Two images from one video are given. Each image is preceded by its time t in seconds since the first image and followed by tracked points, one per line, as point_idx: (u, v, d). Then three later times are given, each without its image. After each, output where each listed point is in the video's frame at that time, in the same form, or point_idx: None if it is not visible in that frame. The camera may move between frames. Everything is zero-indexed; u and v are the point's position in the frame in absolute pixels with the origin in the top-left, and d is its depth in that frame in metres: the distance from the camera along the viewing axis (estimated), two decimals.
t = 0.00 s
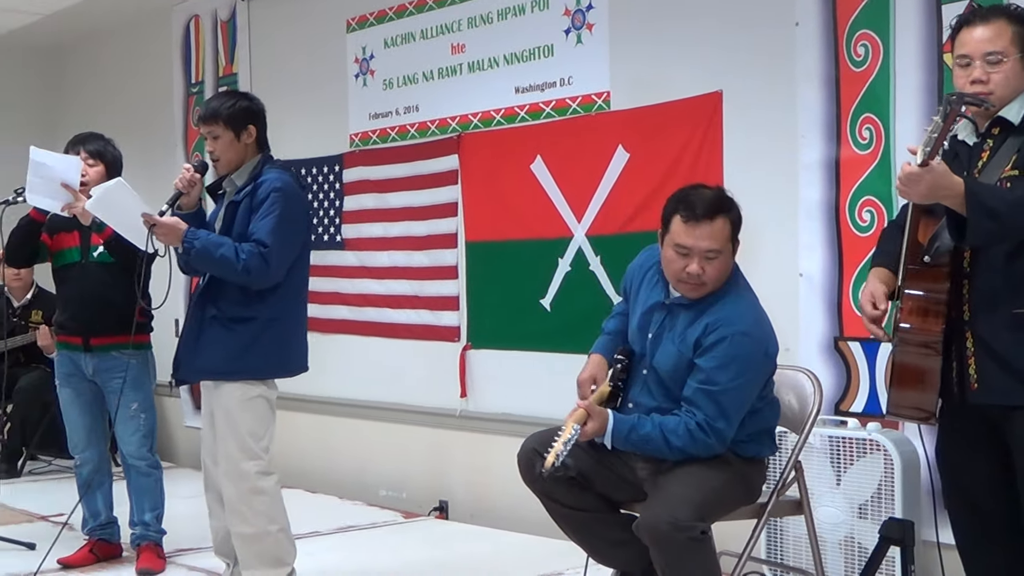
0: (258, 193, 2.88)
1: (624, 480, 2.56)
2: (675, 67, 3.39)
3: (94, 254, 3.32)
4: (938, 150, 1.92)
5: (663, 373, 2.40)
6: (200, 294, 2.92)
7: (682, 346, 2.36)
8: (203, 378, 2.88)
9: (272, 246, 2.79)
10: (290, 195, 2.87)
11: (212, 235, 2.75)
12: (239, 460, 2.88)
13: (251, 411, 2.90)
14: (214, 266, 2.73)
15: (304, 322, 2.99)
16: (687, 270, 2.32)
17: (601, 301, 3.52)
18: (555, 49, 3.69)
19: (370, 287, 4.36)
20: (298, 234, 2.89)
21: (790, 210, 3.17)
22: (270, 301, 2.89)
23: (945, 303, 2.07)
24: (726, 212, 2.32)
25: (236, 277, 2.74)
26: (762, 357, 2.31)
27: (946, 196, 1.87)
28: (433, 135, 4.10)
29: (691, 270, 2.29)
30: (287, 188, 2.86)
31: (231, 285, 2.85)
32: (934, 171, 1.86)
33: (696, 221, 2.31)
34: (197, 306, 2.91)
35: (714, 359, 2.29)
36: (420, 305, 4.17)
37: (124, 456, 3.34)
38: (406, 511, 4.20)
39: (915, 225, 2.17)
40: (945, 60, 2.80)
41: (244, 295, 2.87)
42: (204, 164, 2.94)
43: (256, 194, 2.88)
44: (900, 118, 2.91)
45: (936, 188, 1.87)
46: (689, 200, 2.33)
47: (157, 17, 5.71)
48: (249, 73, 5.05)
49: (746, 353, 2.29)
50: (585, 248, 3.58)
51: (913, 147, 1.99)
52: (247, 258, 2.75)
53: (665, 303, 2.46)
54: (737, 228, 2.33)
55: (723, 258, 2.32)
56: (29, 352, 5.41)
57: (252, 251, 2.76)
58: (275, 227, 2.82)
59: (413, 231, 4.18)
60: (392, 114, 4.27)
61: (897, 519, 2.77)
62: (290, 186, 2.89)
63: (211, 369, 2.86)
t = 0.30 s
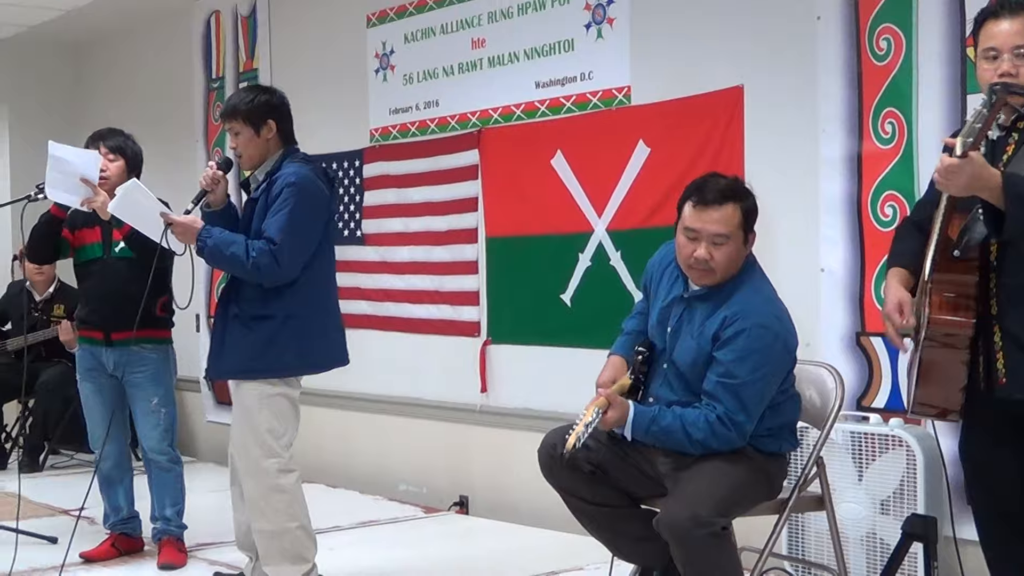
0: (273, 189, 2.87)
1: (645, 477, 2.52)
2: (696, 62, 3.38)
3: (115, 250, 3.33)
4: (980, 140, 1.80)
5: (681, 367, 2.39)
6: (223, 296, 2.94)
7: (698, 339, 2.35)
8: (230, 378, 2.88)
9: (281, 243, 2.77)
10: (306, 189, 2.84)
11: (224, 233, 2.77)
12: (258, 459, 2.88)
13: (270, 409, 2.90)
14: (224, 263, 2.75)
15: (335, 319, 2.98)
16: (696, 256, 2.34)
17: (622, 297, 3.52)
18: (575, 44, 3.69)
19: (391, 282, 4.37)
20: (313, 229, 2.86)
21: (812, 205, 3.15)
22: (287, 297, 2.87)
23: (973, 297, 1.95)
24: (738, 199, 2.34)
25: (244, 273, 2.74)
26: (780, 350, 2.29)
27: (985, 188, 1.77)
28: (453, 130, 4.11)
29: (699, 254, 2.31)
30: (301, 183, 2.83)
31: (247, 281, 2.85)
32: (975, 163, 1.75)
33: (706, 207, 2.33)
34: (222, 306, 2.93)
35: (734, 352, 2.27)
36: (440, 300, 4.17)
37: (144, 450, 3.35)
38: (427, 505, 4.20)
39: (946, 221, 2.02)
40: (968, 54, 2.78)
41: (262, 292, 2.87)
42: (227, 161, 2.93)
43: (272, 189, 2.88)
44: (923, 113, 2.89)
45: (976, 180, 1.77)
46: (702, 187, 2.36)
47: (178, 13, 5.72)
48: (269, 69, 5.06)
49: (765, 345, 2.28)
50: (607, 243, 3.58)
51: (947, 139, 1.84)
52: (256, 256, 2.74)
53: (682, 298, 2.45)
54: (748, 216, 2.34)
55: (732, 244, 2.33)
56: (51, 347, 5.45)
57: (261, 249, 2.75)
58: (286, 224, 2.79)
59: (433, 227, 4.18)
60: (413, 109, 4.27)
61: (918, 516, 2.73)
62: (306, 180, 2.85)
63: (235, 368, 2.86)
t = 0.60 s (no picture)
0: (280, 184, 2.87)
1: (662, 472, 2.51)
2: (715, 56, 3.37)
3: (132, 244, 3.34)
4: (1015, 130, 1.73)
5: (689, 351, 2.38)
6: (230, 287, 2.94)
7: (702, 320, 2.34)
8: (236, 368, 2.88)
9: (282, 239, 2.76)
10: (312, 185, 2.83)
11: (231, 227, 2.81)
12: (273, 453, 2.88)
13: (282, 403, 2.88)
14: (229, 257, 2.77)
15: (347, 311, 2.98)
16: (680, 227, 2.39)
17: (642, 293, 3.52)
18: (594, 38, 3.68)
19: (408, 277, 4.37)
20: (320, 224, 2.85)
21: (832, 200, 3.14)
22: (292, 291, 2.87)
23: (999, 292, 1.93)
24: (720, 173, 2.37)
25: (246, 268, 2.76)
26: (783, 326, 2.27)
27: (1019, 182, 1.74)
28: (471, 125, 4.10)
29: (675, 223, 2.36)
30: (308, 178, 2.82)
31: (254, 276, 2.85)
32: (1007, 157, 1.72)
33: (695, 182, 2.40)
34: (229, 299, 2.93)
35: (736, 327, 2.25)
36: (458, 295, 4.17)
37: (165, 445, 3.37)
38: (444, 501, 4.21)
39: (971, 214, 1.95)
40: (989, 48, 2.76)
41: (269, 286, 2.87)
42: (246, 152, 2.93)
43: (278, 185, 2.88)
44: (943, 107, 2.88)
45: (1009, 174, 1.74)
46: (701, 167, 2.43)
47: (196, 8, 5.73)
48: (288, 65, 5.07)
49: (768, 320, 2.26)
50: (625, 238, 3.57)
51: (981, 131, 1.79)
52: (259, 251, 2.75)
53: (688, 286, 2.46)
54: (734, 192, 2.34)
55: (710, 216, 2.34)
56: (70, 342, 5.47)
57: (264, 245, 2.75)
58: (288, 220, 2.78)
59: (451, 222, 4.18)
60: (431, 104, 4.27)
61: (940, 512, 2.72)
62: (313, 174, 2.84)
63: (245, 359, 2.86)
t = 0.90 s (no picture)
0: (303, 183, 2.88)
1: (679, 466, 2.51)
2: (734, 51, 3.37)
3: (151, 239, 3.35)
4: None
5: (699, 339, 2.37)
6: (249, 283, 2.94)
7: (710, 308, 2.34)
8: (253, 364, 2.87)
9: (309, 237, 2.77)
10: (335, 184, 2.85)
11: (254, 224, 2.77)
12: (283, 446, 2.87)
13: (293, 398, 2.88)
14: (254, 253, 2.75)
15: (354, 308, 2.99)
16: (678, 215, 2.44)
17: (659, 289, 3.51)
18: (612, 34, 3.67)
19: (425, 273, 4.38)
20: (342, 223, 2.86)
21: (850, 196, 3.13)
22: (313, 289, 2.88)
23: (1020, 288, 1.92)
24: (709, 163, 2.39)
25: (272, 264, 2.74)
26: (791, 309, 2.26)
27: None
28: (488, 121, 4.10)
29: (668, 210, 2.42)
30: (331, 177, 2.84)
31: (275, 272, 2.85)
32: None
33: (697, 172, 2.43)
34: (248, 294, 2.93)
35: (742, 311, 2.24)
36: (475, 291, 4.17)
37: (180, 440, 3.37)
38: (461, 496, 4.21)
39: (990, 209, 1.97)
40: (1010, 43, 2.74)
41: (290, 283, 2.87)
42: (258, 151, 2.91)
43: (302, 183, 2.89)
44: (963, 102, 2.85)
45: None
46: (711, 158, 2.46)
47: (214, 4, 5.74)
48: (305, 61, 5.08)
49: (776, 303, 2.25)
50: (642, 234, 3.56)
51: (995, 126, 1.84)
52: (286, 248, 2.75)
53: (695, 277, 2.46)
54: (722, 181, 2.34)
55: (693, 204, 2.37)
56: (88, 337, 5.51)
57: (290, 242, 2.75)
58: (314, 218, 2.79)
59: (468, 217, 4.18)
60: (448, 99, 4.27)
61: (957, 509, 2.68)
62: (336, 174, 2.86)
63: (261, 355, 2.85)
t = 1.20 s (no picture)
0: (333, 175, 2.88)
1: (696, 461, 2.50)
2: (753, 45, 3.36)
3: (169, 234, 3.34)
4: None
5: (719, 333, 2.37)
6: (275, 277, 2.93)
7: (730, 301, 2.34)
8: (279, 357, 2.86)
9: (346, 228, 2.78)
10: (365, 178, 2.86)
11: (288, 216, 2.75)
12: (308, 439, 2.87)
13: (320, 391, 2.88)
14: (291, 246, 2.72)
15: (373, 303, 2.99)
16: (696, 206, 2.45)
17: (677, 284, 3.51)
18: (629, 29, 3.67)
19: (443, 268, 4.38)
20: (371, 216, 2.88)
21: (870, 191, 3.12)
22: (343, 282, 2.88)
23: None
24: (727, 156, 2.38)
25: (311, 256, 2.73)
26: (810, 302, 2.25)
27: None
28: (506, 116, 4.10)
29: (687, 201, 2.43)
30: (361, 170, 2.86)
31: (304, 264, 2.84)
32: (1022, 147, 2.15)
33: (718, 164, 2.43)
34: (274, 288, 2.93)
35: (761, 304, 2.24)
36: (492, 287, 4.18)
37: (200, 435, 3.38)
38: (478, 491, 4.21)
39: (1007, 204, 2.26)
40: None
41: (317, 276, 2.87)
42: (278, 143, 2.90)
43: (331, 175, 2.89)
44: (984, 96, 2.84)
45: None
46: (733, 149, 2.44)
47: None
48: (322, 56, 5.09)
49: (795, 296, 2.24)
50: (659, 230, 3.56)
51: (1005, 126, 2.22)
52: (323, 240, 2.74)
53: (716, 270, 2.45)
54: (735, 176, 2.33)
55: (706, 197, 2.37)
56: (105, 333, 5.52)
57: (327, 233, 2.75)
58: (349, 210, 2.80)
59: (484, 213, 4.18)
60: (465, 94, 4.27)
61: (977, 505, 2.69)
62: (365, 168, 2.88)
63: (286, 349, 2.85)
